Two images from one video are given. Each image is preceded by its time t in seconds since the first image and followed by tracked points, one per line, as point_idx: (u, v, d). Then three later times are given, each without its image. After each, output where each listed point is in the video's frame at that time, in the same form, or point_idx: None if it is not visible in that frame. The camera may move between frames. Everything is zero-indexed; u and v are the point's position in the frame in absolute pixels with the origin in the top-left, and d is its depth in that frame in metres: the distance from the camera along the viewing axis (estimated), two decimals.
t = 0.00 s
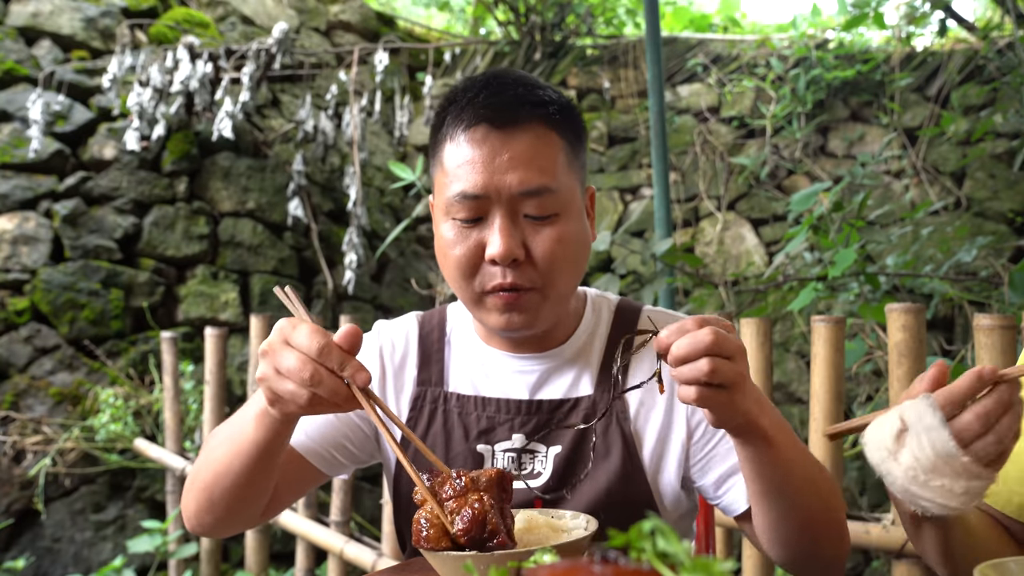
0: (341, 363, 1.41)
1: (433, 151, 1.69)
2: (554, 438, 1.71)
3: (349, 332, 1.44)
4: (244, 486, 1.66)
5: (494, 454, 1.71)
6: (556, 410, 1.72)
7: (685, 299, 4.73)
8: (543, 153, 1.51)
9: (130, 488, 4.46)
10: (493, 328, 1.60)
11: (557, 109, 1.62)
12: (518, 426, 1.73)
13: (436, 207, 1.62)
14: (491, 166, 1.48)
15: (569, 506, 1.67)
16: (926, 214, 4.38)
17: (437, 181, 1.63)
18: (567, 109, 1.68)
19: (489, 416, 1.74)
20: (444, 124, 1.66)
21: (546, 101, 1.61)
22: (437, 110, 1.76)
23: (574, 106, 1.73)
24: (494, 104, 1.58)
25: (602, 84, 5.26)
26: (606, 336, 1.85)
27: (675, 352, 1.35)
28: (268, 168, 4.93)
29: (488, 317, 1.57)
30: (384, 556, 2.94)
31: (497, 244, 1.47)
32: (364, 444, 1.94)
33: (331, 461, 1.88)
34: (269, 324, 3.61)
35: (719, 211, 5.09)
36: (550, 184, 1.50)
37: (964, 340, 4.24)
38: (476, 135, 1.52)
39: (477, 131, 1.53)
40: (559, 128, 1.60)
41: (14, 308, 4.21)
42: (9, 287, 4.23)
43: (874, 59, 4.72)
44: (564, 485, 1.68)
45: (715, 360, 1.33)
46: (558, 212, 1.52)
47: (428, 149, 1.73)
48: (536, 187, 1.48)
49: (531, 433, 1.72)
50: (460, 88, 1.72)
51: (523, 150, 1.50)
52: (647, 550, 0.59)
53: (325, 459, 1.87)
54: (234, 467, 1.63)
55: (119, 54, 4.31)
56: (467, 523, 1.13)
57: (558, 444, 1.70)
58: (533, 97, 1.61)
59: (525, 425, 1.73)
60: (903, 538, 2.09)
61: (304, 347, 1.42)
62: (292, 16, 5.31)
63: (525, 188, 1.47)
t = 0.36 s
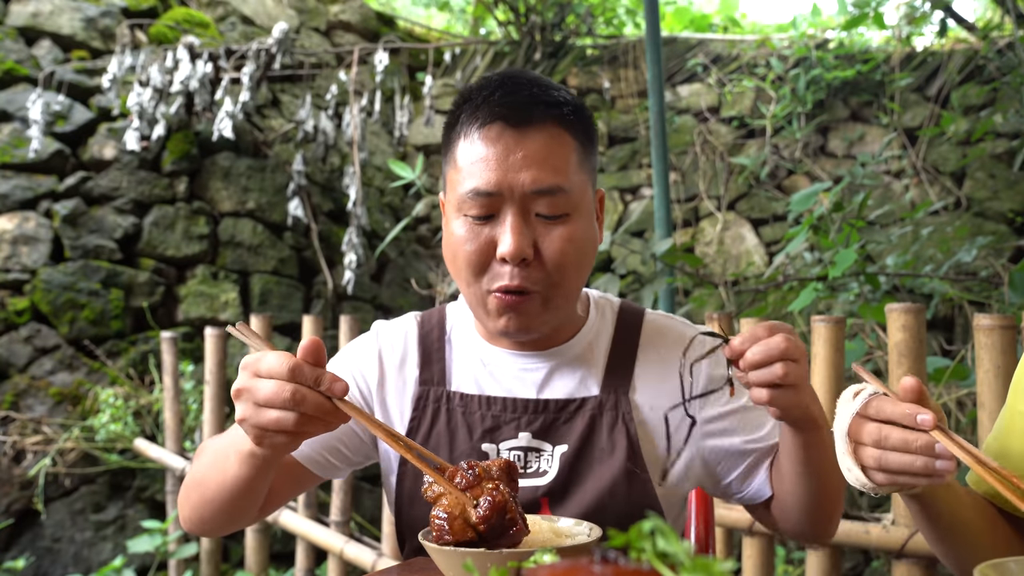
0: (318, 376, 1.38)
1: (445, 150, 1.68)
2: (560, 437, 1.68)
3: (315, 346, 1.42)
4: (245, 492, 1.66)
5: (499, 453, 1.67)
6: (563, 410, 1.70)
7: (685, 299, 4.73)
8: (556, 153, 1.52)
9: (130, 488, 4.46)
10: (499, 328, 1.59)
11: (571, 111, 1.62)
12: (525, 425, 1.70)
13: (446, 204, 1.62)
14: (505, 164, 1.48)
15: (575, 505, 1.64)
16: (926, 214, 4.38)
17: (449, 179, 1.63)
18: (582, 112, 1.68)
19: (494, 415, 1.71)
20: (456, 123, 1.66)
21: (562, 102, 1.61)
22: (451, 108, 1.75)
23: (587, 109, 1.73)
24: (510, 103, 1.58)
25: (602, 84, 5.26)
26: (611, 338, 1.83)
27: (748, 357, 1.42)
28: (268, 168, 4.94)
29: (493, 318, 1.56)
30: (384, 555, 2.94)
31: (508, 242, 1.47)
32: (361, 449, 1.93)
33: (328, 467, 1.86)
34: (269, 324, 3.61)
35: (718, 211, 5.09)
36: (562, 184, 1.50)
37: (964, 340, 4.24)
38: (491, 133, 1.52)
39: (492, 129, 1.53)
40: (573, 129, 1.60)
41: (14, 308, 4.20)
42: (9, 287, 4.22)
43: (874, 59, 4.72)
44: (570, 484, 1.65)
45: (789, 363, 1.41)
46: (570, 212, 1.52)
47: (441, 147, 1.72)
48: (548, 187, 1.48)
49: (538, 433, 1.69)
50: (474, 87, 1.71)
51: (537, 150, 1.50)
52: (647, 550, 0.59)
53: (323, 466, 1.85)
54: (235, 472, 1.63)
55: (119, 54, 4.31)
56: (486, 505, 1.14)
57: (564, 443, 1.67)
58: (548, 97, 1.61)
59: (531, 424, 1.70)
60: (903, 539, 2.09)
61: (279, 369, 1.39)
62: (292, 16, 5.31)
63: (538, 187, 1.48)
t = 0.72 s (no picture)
0: (317, 394, 1.37)
1: (465, 151, 1.64)
2: (569, 444, 1.61)
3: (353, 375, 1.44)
4: (284, 511, 1.62)
5: (508, 459, 1.61)
6: (572, 417, 1.63)
7: (685, 299, 4.73)
8: (577, 162, 1.47)
9: (130, 488, 4.46)
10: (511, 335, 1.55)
11: (595, 120, 1.57)
12: (534, 432, 1.62)
13: (462, 207, 1.58)
14: (524, 172, 1.44)
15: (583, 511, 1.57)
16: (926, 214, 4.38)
17: (467, 182, 1.59)
18: (606, 120, 1.63)
19: (503, 421, 1.64)
20: (477, 125, 1.62)
21: (586, 111, 1.57)
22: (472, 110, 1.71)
23: (612, 117, 1.68)
24: (532, 109, 1.53)
25: (602, 84, 5.26)
26: (625, 347, 1.76)
27: None
28: (268, 168, 4.94)
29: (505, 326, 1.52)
30: (384, 556, 2.94)
31: (522, 250, 1.43)
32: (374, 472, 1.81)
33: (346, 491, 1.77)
34: (269, 324, 3.61)
35: (719, 211, 5.09)
36: (582, 195, 1.46)
37: (963, 340, 4.25)
38: (512, 139, 1.48)
39: (513, 135, 1.49)
40: (596, 138, 1.56)
41: (14, 308, 4.20)
42: (9, 287, 4.21)
43: (874, 59, 4.72)
44: (578, 492, 1.59)
45: None
46: (588, 223, 1.47)
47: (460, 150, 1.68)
48: (567, 197, 1.44)
49: (547, 439, 1.62)
50: (497, 89, 1.66)
51: (558, 158, 1.46)
52: (647, 551, 0.59)
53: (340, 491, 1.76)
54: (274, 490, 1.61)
55: (119, 54, 4.31)
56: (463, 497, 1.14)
57: (574, 450, 1.61)
58: (572, 104, 1.56)
59: (541, 430, 1.63)
60: (903, 539, 2.10)
61: (286, 391, 1.40)
62: (292, 16, 5.31)
63: (557, 197, 1.44)
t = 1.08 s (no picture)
0: (330, 444, 1.36)
1: (473, 151, 1.64)
2: (576, 447, 1.60)
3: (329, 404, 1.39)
4: (318, 536, 1.63)
5: (514, 460, 1.60)
6: (579, 419, 1.63)
7: (685, 299, 4.73)
8: (582, 162, 1.46)
9: (130, 488, 4.47)
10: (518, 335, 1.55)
11: (602, 119, 1.56)
12: (541, 434, 1.62)
13: (470, 207, 1.58)
14: (528, 173, 1.43)
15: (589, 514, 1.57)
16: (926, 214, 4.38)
17: (475, 181, 1.59)
18: (614, 121, 1.62)
19: (511, 423, 1.64)
20: (485, 125, 1.62)
21: (593, 110, 1.55)
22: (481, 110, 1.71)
23: (621, 116, 1.66)
24: (538, 109, 1.52)
25: (602, 83, 5.25)
26: (636, 349, 1.74)
27: None
28: (268, 169, 4.94)
29: (512, 327, 1.53)
30: (384, 556, 2.95)
31: (527, 251, 1.42)
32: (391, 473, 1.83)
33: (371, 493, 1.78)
34: (269, 324, 3.61)
35: (719, 211, 5.10)
36: (587, 196, 1.44)
37: (963, 340, 4.25)
38: (516, 139, 1.47)
39: (518, 135, 1.48)
40: (603, 137, 1.54)
41: (14, 308, 4.19)
42: (9, 287, 4.21)
43: (874, 59, 4.72)
44: (583, 495, 1.58)
45: None
46: (594, 224, 1.46)
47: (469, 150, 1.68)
48: (571, 198, 1.43)
49: (554, 442, 1.61)
50: (505, 90, 1.66)
51: (562, 159, 1.45)
52: (647, 551, 0.59)
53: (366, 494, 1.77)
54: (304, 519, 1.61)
55: (119, 54, 4.31)
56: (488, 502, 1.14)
57: (580, 453, 1.59)
58: (579, 104, 1.55)
59: (548, 433, 1.62)
60: (904, 539, 2.09)
61: (298, 444, 1.39)
62: (292, 16, 5.31)
63: (561, 198, 1.42)
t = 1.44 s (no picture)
0: (324, 431, 1.35)
1: (470, 151, 1.64)
2: (573, 452, 1.60)
3: (319, 403, 1.41)
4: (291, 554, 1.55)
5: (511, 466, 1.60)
6: (577, 424, 1.63)
7: (685, 299, 4.73)
8: (580, 164, 1.45)
9: (130, 488, 4.47)
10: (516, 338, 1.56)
11: (600, 120, 1.55)
12: (538, 439, 1.62)
13: (468, 209, 1.58)
14: (525, 175, 1.43)
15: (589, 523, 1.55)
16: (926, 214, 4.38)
17: (471, 182, 1.59)
18: (612, 120, 1.61)
19: (508, 428, 1.64)
20: (483, 125, 1.61)
21: (591, 110, 1.54)
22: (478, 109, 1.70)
23: (619, 115, 1.65)
24: (535, 110, 1.51)
25: (602, 83, 5.25)
26: (634, 351, 1.74)
27: None
28: (268, 168, 4.95)
29: (509, 330, 1.53)
30: (384, 556, 2.95)
31: (525, 255, 1.42)
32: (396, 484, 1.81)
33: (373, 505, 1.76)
34: (269, 324, 3.61)
35: (718, 211, 5.10)
36: (585, 198, 1.44)
37: (963, 340, 4.25)
38: (513, 141, 1.46)
39: (515, 137, 1.47)
40: (602, 138, 1.53)
41: (14, 308, 4.19)
42: (9, 287, 4.21)
43: (874, 59, 4.72)
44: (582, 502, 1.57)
45: None
46: (593, 227, 1.46)
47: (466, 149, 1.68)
48: (569, 201, 1.42)
49: (551, 447, 1.61)
50: (503, 89, 1.65)
51: (560, 161, 1.44)
52: (647, 551, 0.59)
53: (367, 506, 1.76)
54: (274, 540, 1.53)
55: (119, 54, 4.30)
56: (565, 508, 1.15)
57: (577, 458, 1.59)
58: (577, 104, 1.54)
59: (545, 438, 1.62)
60: (903, 539, 2.09)
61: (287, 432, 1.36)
62: (292, 16, 5.31)
63: (559, 201, 1.42)
